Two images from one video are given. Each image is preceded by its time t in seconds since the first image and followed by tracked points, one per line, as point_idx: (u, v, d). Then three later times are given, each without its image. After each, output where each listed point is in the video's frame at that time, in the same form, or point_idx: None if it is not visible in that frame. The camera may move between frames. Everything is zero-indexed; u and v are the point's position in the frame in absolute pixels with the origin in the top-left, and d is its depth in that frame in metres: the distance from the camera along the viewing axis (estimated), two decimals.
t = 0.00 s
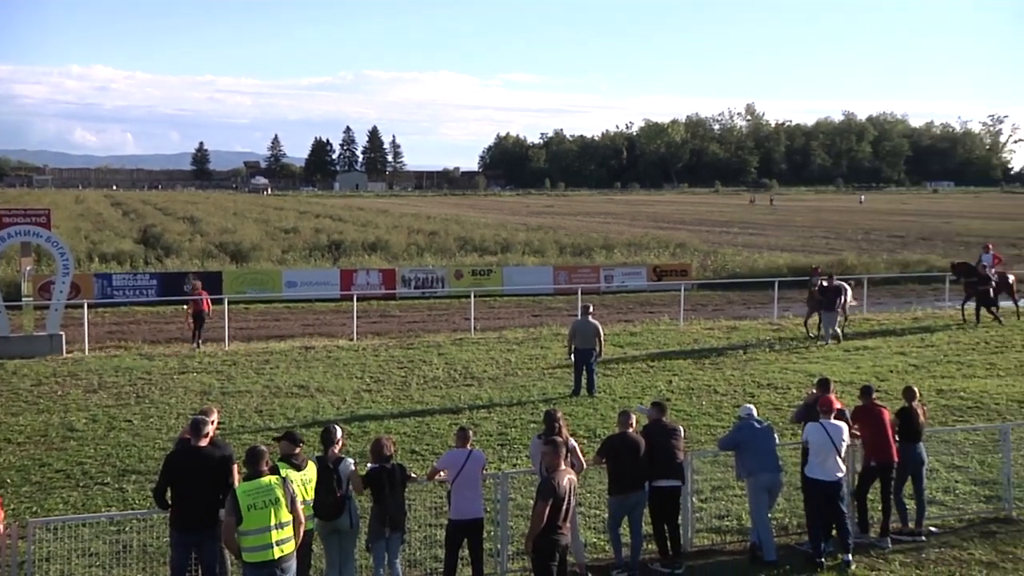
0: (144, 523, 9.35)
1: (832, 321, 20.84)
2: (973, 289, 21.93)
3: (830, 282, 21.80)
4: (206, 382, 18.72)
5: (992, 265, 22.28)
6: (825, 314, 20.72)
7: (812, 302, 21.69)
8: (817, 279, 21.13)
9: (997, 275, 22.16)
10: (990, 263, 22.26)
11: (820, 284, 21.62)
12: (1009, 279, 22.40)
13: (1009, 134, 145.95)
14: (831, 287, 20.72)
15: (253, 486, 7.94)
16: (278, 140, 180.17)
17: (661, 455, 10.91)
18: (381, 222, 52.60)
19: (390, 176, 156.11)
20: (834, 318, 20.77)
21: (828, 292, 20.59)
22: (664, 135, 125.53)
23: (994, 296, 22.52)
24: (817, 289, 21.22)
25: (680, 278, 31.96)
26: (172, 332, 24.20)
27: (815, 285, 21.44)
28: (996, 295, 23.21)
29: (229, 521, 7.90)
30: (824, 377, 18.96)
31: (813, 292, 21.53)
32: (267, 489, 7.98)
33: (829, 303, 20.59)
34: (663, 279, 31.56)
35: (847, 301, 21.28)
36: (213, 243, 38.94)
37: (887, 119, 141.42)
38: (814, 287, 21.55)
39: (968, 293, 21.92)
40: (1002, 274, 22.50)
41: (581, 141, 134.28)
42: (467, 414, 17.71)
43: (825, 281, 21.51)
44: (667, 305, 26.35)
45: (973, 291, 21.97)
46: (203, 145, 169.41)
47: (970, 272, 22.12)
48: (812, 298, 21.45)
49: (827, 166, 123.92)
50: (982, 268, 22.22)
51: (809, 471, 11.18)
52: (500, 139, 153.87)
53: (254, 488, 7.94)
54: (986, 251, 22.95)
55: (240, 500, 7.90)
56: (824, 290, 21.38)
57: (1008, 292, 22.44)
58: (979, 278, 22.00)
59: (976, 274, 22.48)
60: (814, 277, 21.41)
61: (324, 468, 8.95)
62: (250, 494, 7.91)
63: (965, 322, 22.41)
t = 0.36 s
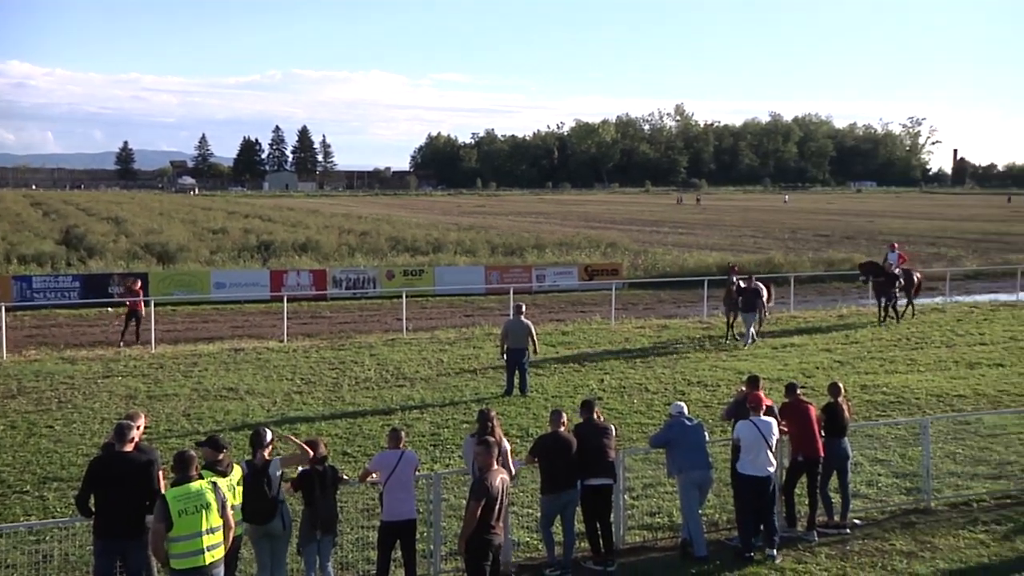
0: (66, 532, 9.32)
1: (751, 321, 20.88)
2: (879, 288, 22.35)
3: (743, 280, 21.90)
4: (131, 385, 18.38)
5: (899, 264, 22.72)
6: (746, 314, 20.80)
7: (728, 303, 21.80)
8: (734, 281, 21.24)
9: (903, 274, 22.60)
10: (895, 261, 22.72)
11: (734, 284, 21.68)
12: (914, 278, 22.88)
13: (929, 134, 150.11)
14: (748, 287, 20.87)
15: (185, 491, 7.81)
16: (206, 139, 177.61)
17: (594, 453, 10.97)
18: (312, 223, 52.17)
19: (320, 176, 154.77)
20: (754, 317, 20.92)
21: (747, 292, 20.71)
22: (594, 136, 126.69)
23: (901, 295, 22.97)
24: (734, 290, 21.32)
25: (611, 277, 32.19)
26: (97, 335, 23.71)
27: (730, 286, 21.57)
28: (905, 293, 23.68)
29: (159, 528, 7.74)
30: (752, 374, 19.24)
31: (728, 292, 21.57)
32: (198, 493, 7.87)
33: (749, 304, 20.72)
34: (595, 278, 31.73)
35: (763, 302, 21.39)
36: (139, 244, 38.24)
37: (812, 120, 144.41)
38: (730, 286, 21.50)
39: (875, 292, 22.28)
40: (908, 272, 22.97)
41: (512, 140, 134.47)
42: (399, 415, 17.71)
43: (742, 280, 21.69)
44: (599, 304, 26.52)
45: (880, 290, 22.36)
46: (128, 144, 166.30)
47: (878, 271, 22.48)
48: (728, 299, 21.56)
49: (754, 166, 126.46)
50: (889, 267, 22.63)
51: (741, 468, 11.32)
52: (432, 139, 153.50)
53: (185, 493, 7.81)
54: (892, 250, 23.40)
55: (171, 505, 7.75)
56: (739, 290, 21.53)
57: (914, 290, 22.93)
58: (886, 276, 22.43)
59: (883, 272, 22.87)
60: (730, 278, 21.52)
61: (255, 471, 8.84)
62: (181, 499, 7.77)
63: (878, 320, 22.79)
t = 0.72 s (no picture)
0: None
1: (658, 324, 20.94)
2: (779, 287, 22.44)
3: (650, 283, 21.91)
4: (39, 393, 17.88)
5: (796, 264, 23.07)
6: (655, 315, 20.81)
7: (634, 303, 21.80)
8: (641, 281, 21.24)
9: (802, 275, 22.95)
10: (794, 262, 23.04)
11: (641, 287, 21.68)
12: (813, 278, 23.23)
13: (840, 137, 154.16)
14: (657, 290, 20.90)
15: (99, 500, 7.63)
16: (117, 140, 173.73)
17: (515, 454, 10.99)
18: (227, 224, 51.39)
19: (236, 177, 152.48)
20: (662, 320, 20.97)
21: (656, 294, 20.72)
22: (514, 137, 128.18)
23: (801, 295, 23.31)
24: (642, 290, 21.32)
25: (530, 278, 32.31)
26: (3, 342, 23.00)
27: (637, 287, 21.56)
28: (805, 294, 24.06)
29: (70, 539, 7.50)
30: (670, 374, 19.50)
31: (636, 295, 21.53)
32: (112, 503, 7.69)
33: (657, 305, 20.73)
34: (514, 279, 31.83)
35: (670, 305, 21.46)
36: (47, 247, 37.21)
37: (727, 122, 147.11)
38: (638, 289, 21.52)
39: (775, 293, 22.58)
40: (807, 272, 23.32)
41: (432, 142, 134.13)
42: (319, 419, 17.59)
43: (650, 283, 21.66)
44: (518, 306, 26.61)
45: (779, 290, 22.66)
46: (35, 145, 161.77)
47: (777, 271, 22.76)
48: (635, 301, 21.51)
49: (671, 168, 128.61)
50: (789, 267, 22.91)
51: (663, 466, 11.45)
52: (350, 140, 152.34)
53: (99, 502, 7.62)
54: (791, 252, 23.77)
55: (84, 516, 7.54)
56: (646, 292, 21.55)
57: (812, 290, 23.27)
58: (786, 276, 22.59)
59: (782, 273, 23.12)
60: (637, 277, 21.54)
61: (172, 479, 8.65)
62: (95, 509, 7.58)
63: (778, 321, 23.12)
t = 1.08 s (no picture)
0: None
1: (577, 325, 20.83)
2: (691, 287, 22.72)
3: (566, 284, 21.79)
4: None
5: (706, 265, 23.34)
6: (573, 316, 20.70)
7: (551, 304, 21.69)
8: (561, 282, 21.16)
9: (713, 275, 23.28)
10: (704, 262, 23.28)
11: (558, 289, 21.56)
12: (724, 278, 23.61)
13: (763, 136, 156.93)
14: (575, 291, 20.82)
15: (13, 508, 7.44)
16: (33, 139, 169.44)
17: (443, 453, 10.97)
18: (148, 225, 50.41)
19: (158, 177, 149.79)
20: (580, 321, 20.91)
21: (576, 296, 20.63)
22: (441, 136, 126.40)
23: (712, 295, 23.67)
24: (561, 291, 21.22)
25: (459, 278, 32.27)
26: None
27: (557, 288, 21.48)
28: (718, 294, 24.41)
29: None
30: (598, 372, 19.66)
31: (554, 296, 21.42)
32: (27, 511, 7.51)
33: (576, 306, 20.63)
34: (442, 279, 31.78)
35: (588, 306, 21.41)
36: None
37: (653, 122, 148.65)
38: (556, 290, 21.40)
39: (686, 292, 22.86)
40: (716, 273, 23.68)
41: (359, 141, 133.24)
42: (244, 422, 17.38)
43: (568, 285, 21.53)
44: (447, 306, 26.55)
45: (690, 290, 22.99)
46: None
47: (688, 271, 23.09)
48: (553, 303, 21.37)
49: (598, 167, 129.77)
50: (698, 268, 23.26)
51: (592, 464, 11.50)
52: (275, 140, 150.63)
53: (13, 511, 7.44)
54: (701, 252, 24.06)
55: None
56: (563, 294, 21.45)
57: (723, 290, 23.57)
58: (697, 277, 22.87)
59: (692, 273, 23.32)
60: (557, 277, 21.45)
61: (94, 486, 8.46)
62: (9, 517, 7.40)
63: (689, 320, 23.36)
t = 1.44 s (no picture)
0: None
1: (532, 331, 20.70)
2: (634, 290, 22.79)
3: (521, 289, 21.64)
4: None
5: (648, 268, 23.38)
6: (526, 321, 20.60)
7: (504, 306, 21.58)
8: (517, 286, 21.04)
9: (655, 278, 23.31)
10: (646, 264, 23.32)
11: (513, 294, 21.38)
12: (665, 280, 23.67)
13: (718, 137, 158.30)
14: (531, 296, 20.71)
15: None
16: None
17: (400, 455, 10.85)
18: (97, 226, 49.68)
19: (109, 178, 147.75)
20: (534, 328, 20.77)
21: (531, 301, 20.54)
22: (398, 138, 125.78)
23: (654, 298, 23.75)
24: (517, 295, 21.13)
25: (415, 280, 32.17)
26: None
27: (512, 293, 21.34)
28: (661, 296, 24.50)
29: None
30: (555, 373, 19.69)
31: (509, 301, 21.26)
32: None
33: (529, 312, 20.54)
34: (398, 281, 31.66)
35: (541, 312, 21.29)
36: None
37: (609, 123, 149.26)
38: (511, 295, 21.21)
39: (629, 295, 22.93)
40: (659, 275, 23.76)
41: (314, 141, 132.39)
42: (198, 426, 17.22)
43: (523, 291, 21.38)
44: (403, 307, 26.46)
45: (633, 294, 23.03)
46: None
47: (629, 274, 23.09)
48: (507, 308, 21.20)
49: (554, 169, 130.15)
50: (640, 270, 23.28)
51: (548, 464, 11.50)
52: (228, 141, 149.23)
53: None
54: (642, 254, 24.01)
55: None
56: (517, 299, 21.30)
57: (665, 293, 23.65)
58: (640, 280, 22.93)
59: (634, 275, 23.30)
60: (513, 280, 21.33)
61: (42, 493, 8.30)
62: None
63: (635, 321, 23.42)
